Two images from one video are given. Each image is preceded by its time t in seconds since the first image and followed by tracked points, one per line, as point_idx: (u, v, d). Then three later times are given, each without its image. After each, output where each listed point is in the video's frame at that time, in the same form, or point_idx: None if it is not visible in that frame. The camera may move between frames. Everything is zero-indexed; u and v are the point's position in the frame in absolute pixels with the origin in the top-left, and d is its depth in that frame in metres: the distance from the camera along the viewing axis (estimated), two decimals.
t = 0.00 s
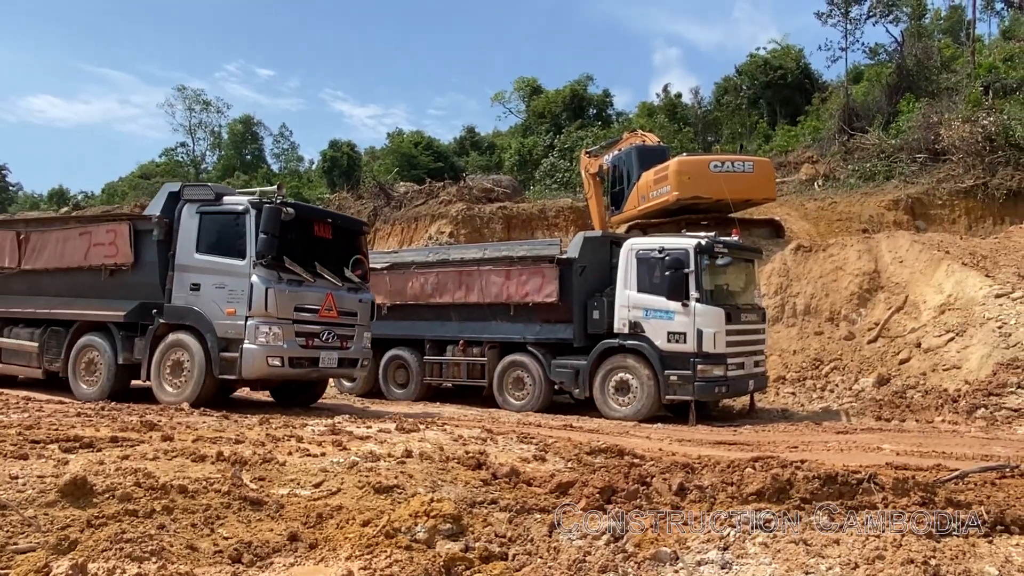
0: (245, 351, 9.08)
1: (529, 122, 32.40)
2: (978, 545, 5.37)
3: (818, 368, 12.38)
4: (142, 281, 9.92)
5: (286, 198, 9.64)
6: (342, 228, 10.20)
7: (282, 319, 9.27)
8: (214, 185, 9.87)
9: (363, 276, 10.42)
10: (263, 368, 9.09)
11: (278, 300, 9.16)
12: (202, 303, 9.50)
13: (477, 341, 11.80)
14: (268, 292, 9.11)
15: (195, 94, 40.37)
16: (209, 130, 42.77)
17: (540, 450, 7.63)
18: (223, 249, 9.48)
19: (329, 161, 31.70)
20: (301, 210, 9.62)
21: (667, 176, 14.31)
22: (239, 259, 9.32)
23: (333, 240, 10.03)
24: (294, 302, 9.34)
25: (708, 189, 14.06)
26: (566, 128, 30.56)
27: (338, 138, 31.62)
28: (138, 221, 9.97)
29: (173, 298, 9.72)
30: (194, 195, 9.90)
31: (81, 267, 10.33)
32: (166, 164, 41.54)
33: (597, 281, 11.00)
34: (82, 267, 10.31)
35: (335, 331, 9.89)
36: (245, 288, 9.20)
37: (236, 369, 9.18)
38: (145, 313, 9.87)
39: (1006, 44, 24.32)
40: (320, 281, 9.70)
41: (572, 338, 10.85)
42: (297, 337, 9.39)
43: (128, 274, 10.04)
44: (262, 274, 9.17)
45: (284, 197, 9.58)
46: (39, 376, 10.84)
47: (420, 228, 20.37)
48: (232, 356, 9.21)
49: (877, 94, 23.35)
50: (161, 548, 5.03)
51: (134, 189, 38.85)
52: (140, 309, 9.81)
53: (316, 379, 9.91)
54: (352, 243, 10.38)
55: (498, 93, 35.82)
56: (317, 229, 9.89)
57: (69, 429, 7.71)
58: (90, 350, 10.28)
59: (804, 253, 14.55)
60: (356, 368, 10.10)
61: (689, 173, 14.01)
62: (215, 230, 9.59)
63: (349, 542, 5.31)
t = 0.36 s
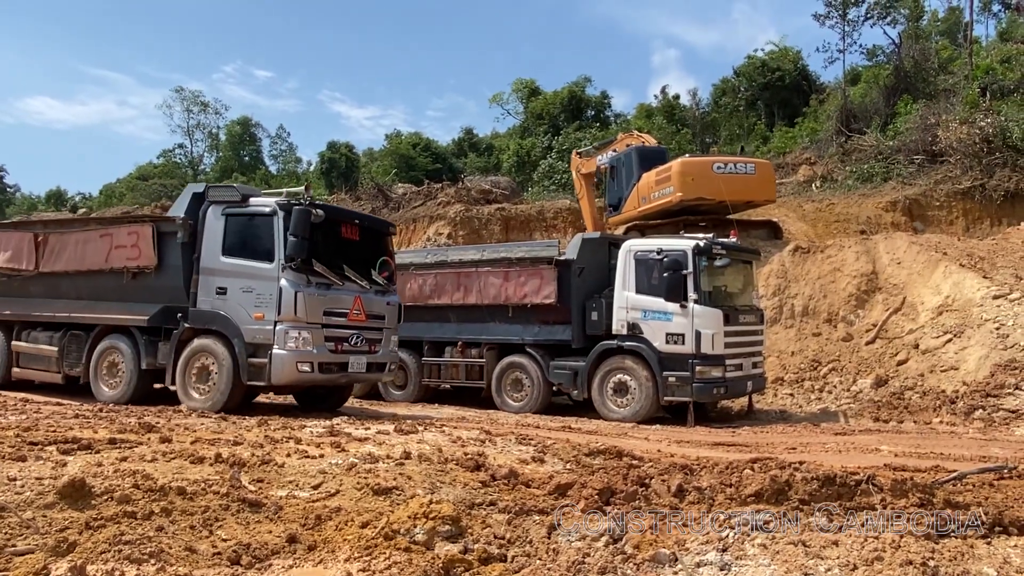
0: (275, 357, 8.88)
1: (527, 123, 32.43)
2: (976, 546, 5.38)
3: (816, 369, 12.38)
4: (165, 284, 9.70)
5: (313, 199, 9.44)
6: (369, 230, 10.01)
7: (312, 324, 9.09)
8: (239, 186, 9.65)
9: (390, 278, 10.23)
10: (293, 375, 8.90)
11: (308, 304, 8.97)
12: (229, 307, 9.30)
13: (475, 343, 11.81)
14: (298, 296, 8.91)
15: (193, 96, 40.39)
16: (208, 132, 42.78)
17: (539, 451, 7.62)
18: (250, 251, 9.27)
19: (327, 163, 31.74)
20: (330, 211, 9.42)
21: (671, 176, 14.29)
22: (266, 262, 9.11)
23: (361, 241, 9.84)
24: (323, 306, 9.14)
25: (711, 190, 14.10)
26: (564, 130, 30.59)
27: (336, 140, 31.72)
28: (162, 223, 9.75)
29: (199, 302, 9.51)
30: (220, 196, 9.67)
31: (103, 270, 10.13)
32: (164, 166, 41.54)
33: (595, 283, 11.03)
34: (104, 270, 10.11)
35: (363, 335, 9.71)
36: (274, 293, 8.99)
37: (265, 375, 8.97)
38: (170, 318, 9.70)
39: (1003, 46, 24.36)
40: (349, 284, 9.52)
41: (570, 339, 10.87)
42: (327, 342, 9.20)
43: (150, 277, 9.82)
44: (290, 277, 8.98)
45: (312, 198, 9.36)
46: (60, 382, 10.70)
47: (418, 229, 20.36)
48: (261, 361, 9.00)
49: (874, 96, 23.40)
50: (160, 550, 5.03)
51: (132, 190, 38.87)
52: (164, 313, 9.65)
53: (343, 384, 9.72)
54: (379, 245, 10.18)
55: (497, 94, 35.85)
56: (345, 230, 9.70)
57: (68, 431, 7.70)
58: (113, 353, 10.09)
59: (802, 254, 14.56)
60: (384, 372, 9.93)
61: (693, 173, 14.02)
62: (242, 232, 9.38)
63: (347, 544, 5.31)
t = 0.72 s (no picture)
0: (310, 359, 8.75)
1: (525, 124, 32.45)
2: (973, 546, 5.38)
3: (814, 370, 12.39)
4: (195, 284, 9.59)
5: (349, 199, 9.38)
6: (403, 231, 9.94)
7: (347, 326, 8.99)
8: (273, 185, 9.58)
9: (422, 280, 10.14)
10: (328, 377, 8.78)
11: (344, 305, 8.89)
12: (262, 307, 9.19)
13: (474, 344, 11.80)
14: (334, 296, 8.82)
15: (191, 96, 40.36)
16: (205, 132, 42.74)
17: (537, 452, 7.61)
18: (284, 250, 9.18)
19: (325, 164, 31.76)
20: (366, 211, 9.38)
21: (680, 177, 14.36)
22: (301, 261, 9.03)
23: (396, 243, 9.78)
24: (357, 307, 9.06)
25: (720, 190, 14.26)
26: (562, 130, 30.62)
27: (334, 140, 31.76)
28: (192, 222, 9.65)
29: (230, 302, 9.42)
30: (254, 195, 9.60)
31: (131, 270, 10.03)
32: (162, 166, 41.50)
33: (593, 283, 11.06)
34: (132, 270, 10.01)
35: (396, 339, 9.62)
36: (308, 293, 8.89)
37: (299, 378, 8.84)
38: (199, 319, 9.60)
39: (1001, 46, 24.36)
40: (384, 286, 9.45)
41: (568, 340, 10.87)
42: (361, 344, 9.10)
43: (179, 277, 9.71)
44: (326, 278, 8.89)
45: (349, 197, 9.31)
46: (82, 385, 10.61)
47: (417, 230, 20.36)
48: (295, 364, 8.88)
49: (872, 97, 23.46)
50: (157, 551, 5.03)
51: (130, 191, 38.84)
52: (193, 314, 9.55)
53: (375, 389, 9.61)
54: (411, 247, 10.11)
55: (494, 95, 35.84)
56: (380, 231, 9.64)
57: (66, 432, 7.69)
58: (140, 355, 9.97)
59: (800, 255, 14.58)
60: (416, 377, 9.81)
61: (705, 174, 14.17)
62: (276, 231, 9.30)
63: (345, 545, 5.31)
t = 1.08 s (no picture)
0: (346, 360, 8.63)
1: (523, 124, 32.49)
2: (971, 546, 5.39)
3: (812, 370, 12.41)
4: (225, 284, 9.43)
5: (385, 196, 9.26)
6: (436, 231, 9.85)
7: (383, 326, 8.88)
8: (305, 181, 9.43)
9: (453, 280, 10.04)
10: (365, 379, 8.66)
11: (380, 305, 8.78)
12: (296, 308, 9.04)
13: (472, 344, 11.79)
14: (370, 296, 8.71)
15: (189, 97, 40.35)
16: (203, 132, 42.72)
17: (535, 452, 7.61)
18: (318, 249, 9.06)
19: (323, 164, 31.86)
20: (403, 210, 9.28)
21: (698, 176, 14.56)
22: (336, 260, 8.89)
23: (429, 241, 9.69)
24: (393, 308, 8.98)
25: (738, 190, 14.58)
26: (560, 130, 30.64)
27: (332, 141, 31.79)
28: (221, 220, 9.49)
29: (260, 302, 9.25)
30: (286, 192, 9.46)
31: (156, 270, 9.85)
32: (159, 166, 41.51)
33: (591, 283, 11.06)
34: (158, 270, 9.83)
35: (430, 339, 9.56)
36: (344, 292, 8.76)
37: (335, 380, 8.70)
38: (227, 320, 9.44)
39: (998, 46, 24.36)
40: (417, 287, 9.36)
41: (566, 340, 10.88)
42: (396, 345, 9.02)
43: (208, 277, 9.55)
44: (362, 276, 8.76)
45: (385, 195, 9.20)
46: (106, 387, 10.46)
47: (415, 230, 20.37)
48: (329, 365, 8.75)
49: (869, 97, 23.50)
50: (155, 553, 5.02)
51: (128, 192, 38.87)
52: (220, 316, 9.34)
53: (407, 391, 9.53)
54: (443, 246, 10.03)
55: (492, 95, 35.85)
56: (414, 229, 9.55)
57: (64, 433, 7.67)
58: (167, 356, 9.80)
59: (797, 255, 14.59)
60: (448, 379, 9.80)
61: (723, 176, 14.45)
62: (309, 229, 9.16)
63: (344, 545, 5.30)
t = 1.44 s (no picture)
0: (380, 364, 8.56)
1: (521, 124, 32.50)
2: (969, 545, 5.39)
3: (810, 370, 12.42)
4: (251, 286, 9.34)
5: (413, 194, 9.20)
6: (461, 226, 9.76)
7: (415, 329, 8.82)
8: (331, 180, 9.34)
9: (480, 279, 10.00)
10: (399, 382, 8.59)
11: (412, 307, 8.70)
12: (325, 311, 8.98)
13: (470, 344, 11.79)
14: (402, 298, 8.63)
15: (186, 97, 40.34)
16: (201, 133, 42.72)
17: (532, 453, 7.60)
18: (348, 249, 8.98)
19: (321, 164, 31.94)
20: (432, 208, 9.23)
21: (721, 175, 14.80)
22: (366, 261, 8.82)
23: (457, 239, 9.66)
24: (425, 309, 8.91)
25: (757, 192, 14.92)
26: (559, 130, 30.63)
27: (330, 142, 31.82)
28: (246, 220, 9.40)
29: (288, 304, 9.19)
30: (311, 190, 9.37)
31: (179, 271, 9.73)
32: (157, 167, 41.51)
33: (590, 284, 11.06)
34: (180, 271, 9.71)
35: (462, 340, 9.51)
36: (376, 295, 8.69)
37: (369, 384, 8.64)
38: (253, 322, 9.34)
39: (995, 46, 24.39)
40: (448, 286, 9.31)
41: (565, 340, 10.89)
42: (429, 347, 8.96)
43: (233, 279, 9.44)
44: (394, 278, 8.70)
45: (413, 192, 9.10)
46: (129, 392, 10.37)
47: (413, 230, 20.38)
48: (362, 370, 8.69)
49: (867, 97, 23.52)
50: (152, 554, 5.01)
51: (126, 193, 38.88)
52: (246, 317, 9.27)
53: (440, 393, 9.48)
54: (470, 244, 9.98)
55: (490, 95, 35.87)
56: (442, 228, 9.51)
57: (61, 434, 7.66)
58: (191, 360, 9.67)
59: (795, 255, 14.60)
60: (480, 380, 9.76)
61: (746, 176, 14.74)
62: (337, 229, 9.08)
63: (342, 546, 5.30)
